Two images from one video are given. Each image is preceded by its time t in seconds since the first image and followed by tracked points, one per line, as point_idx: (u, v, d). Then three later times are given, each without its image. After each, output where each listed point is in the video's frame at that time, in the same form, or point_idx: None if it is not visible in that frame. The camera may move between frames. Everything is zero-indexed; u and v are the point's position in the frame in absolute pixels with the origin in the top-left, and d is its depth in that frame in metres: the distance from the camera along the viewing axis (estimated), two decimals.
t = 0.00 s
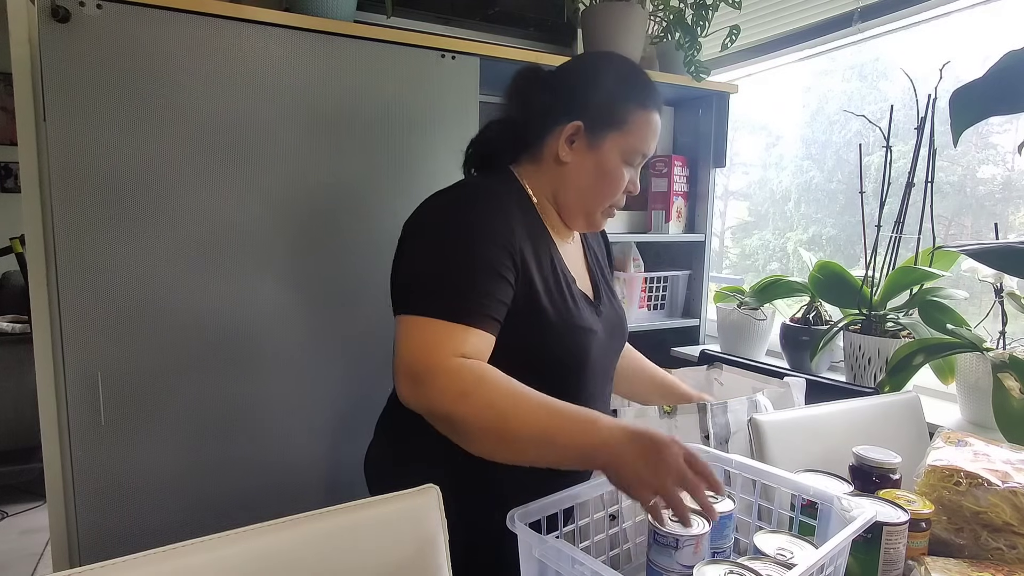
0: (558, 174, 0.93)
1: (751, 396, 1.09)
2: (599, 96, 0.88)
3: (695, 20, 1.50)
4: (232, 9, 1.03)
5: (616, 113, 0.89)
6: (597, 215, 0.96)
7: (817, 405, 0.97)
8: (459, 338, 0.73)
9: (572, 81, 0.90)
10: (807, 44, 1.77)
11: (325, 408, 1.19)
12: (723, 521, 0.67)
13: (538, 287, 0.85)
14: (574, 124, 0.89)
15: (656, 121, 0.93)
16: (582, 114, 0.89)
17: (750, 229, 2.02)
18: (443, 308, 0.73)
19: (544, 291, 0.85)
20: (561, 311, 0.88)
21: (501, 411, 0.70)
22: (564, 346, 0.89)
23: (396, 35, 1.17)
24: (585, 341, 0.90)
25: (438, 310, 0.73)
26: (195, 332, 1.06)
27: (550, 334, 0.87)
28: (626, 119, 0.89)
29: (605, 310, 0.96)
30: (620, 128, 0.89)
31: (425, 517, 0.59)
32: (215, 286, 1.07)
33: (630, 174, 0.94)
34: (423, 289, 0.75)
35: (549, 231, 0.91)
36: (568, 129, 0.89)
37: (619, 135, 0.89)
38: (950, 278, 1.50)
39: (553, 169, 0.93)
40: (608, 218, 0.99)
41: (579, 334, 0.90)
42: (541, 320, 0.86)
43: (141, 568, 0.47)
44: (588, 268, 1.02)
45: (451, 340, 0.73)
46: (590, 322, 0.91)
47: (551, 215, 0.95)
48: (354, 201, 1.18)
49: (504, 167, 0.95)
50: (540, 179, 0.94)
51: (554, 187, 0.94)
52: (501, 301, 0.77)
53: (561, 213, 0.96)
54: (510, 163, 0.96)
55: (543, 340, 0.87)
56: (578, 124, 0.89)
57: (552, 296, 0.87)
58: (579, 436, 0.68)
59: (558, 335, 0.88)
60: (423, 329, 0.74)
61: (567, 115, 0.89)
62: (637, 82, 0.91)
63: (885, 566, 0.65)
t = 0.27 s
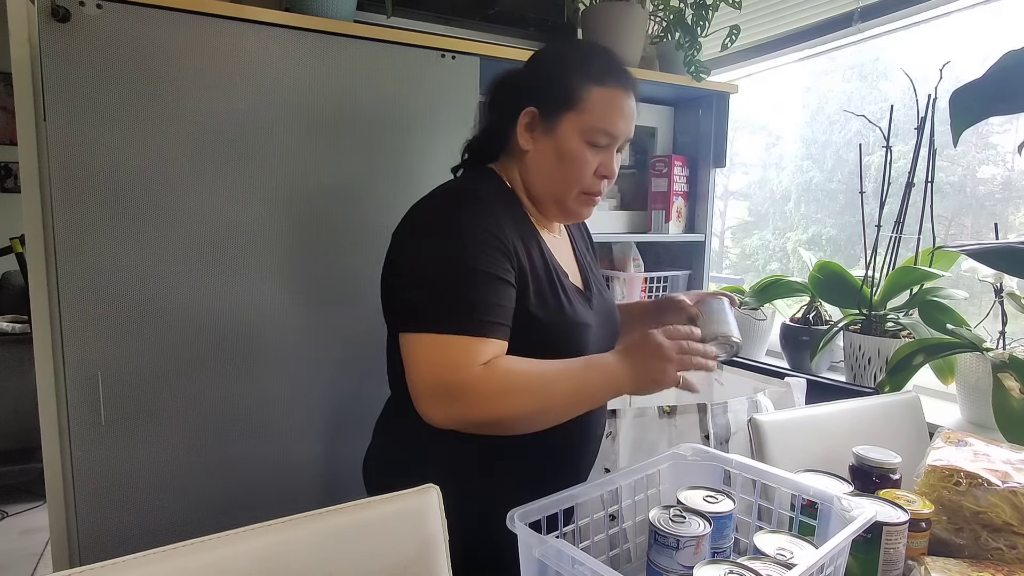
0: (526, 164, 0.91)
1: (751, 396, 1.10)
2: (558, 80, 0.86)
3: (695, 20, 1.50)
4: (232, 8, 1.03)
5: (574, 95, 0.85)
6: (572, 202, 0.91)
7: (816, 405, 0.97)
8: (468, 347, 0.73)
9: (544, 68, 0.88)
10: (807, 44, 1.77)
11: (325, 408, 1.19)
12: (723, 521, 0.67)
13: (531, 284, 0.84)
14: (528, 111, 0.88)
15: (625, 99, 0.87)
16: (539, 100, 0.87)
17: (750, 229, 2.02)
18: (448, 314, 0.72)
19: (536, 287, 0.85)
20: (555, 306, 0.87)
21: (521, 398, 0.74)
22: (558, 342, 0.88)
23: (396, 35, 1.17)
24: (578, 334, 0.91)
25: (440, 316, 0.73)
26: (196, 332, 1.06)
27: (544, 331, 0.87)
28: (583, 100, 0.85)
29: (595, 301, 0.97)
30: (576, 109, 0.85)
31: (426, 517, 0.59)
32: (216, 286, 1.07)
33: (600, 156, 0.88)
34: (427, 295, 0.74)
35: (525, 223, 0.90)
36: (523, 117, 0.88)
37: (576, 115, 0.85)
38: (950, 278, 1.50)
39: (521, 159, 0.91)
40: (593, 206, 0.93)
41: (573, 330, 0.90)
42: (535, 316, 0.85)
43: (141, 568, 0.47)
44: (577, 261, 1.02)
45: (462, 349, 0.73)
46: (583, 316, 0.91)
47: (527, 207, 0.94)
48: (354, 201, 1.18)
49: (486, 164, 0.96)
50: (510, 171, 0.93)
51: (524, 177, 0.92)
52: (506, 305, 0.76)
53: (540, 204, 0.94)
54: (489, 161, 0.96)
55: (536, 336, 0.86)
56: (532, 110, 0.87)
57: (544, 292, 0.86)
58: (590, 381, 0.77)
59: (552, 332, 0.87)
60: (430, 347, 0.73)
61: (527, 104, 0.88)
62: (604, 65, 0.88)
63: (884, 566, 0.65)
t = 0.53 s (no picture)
0: (515, 162, 0.91)
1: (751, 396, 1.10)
2: (544, 78, 0.86)
3: (695, 20, 1.50)
4: (233, 8, 1.03)
5: (560, 92, 0.86)
6: (562, 198, 0.91)
7: (816, 405, 0.97)
8: (462, 344, 0.73)
9: (535, 66, 0.88)
10: (807, 44, 1.77)
11: (325, 408, 1.19)
12: (724, 521, 0.67)
13: (523, 284, 0.84)
14: (515, 109, 0.88)
15: (612, 94, 0.88)
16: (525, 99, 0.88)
17: (750, 229, 2.02)
18: (443, 314, 0.73)
19: (528, 287, 0.85)
20: (549, 305, 0.87)
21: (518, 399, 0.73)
22: (552, 341, 0.88)
23: (396, 35, 1.17)
24: (573, 333, 0.90)
25: (436, 316, 0.73)
26: (195, 332, 1.06)
27: (538, 330, 0.87)
28: (569, 95, 0.86)
29: (592, 301, 0.97)
30: (562, 104, 0.86)
31: (426, 517, 0.59)
32: (216, 287, 1.07)
33: (588, 150, 0.88)
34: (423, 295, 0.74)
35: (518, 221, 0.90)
36: (510, 116, 0.89)
37: (561, 110, 0.86)
38: (950, 278, 1.50)
39: (510, 158, 0.92)
40: (585, 203, 0.93)
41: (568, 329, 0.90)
42: (529, 316, 0.85)
43: (141, 568, 0.47)
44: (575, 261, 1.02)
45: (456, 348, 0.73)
46: (577, 315, 0.92)
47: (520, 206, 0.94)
48: (353, 201, 1.18)
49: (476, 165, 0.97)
50: (501, 171, 0.94)
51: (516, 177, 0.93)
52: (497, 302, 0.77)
53: (532, 203, 0.94)
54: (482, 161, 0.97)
55: (530, 335, 0.87)
56: (518, 108, 0.88)
57: (537, 291, 0.86)
58: (589, 385, 0.76)
59: (545, 331, 0.87)
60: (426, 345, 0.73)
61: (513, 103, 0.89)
62: (592, 60, 0.88)
63: (885, 566, 0.65)
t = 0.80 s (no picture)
0: (529, 162, 0.90)
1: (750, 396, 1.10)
2: (565, 80, 0.85)
3: (695, 20, 1.50)
4: (232, 9, 1.03)
5: (581, 95, 0.84)
6: (572, 204, 0.91)
7: (816, 405, 0.97)
8: (494, 345, 0.70)
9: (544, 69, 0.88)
10: (807, 44, 1.77)
11: (326, 408, 1.19)
12: (724, 521, 0.67)
13: (530, 289, 0.84)
14: (536, 109, 0.87)
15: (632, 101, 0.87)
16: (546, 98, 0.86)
17: (750, 229, 2.02)
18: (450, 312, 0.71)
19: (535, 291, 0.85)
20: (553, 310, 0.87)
21: (554, 432, 0.65)
22: (555, 346, 0.88)
23: (396, 35, 1.17)
24: (576, 339, 0.90)
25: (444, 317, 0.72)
26: (195, 332, 1.06)
27: (542, 334, 0.87)
28: (593, 100, 0.84)
29: (595, 305, 0.97)
30: (584, 109, 0.84)
31: (426, 517, 0.59)
32: (216, 287, 1.07)
33: (604, 158, 0.88)
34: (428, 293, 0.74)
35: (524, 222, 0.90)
36: (530, 115, 0.87)
37: (584, 115, 0.85)
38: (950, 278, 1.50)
39: (524, 158, 0.91)
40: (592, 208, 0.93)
41: (574, 335, 0.90)
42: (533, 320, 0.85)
43: (142, 567, 0.47)
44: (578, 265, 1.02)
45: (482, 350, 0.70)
46: (582, 321, 0.92)
47: (527, 206, 0.94)
48: (353, 202, 1.18)
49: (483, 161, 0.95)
50: (513, 169, 0.92)
51: (528, 177, 0.92)
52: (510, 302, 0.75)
53: (540, 204, 0.93)
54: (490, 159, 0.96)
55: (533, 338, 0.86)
56: (540, 108, 0.86)
57: (543, 297, 0.86)
58: (648, 447, 0.63)
59: (549, 335, 0.87)
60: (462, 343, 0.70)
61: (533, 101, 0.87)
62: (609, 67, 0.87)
63: (885, 566, 0.65)
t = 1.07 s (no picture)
0: (557, 175, 0.92)
1: (750, 396, 1.11)
2: (603, 99, 0.88)
3: (695, 20, 1.49)
4: (231, 9, 1.03)
5: (620, 116, 0.88)
6: (594, 214, 0.96)
7: (817, 405, 0.97)
8: (500, 346, 0.71)
9: (569, 79, 0.89)
10: (807, 44, 1.77)
11: (326, 408, 1.19)
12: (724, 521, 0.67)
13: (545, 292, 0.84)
14: (577, 126, 0.88)
15: (654, 118, 0.92)
16: (585, 114, 0.88)
17: (750, 229, 2.02)
18: (459, 314, 0.71)
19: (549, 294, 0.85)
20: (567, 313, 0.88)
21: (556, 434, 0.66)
22: (565, 349, 0.89)
23: (397, 34, 1.17)
24: (585, 342, 0.91)
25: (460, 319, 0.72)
26: (196, 332, 1.06)
27: (553, 337, 0.87)
28: (628, 119, 0.89)
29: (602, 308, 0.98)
30: (620, 128, 0.89)
31: (426, 517, 0.59)
32: (216, 288, 1.07)
33: (628, 174, 0.94)
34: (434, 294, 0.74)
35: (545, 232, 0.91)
36: (569, 130, 0.88)
37: (620, 135, 0.89)
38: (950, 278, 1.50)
39: (552, 170, 0.92)
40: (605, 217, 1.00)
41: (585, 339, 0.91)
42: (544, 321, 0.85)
43: (142, 568, 0.47)
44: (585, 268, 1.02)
45: (493, 354, 0.70)
46: (593, 325, 0.92)
47: (549, 216, 0.95)
48: (354, 202, 1.18)
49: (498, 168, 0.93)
50: (537, 180, 0.93)
51: (552, 188, 0.93)
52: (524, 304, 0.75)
53: (559, 214, 0.96)
54: (506, 164, 0.95)
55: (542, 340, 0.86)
56: (582, 126, 0.87)
57: (557, 302, 0.87)
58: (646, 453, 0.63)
59: (560, 340, 0.88)
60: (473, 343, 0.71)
61: (569, 115, 0.88)
62: (633, 82, 0.91)
63: (885, 566, 0.65)
